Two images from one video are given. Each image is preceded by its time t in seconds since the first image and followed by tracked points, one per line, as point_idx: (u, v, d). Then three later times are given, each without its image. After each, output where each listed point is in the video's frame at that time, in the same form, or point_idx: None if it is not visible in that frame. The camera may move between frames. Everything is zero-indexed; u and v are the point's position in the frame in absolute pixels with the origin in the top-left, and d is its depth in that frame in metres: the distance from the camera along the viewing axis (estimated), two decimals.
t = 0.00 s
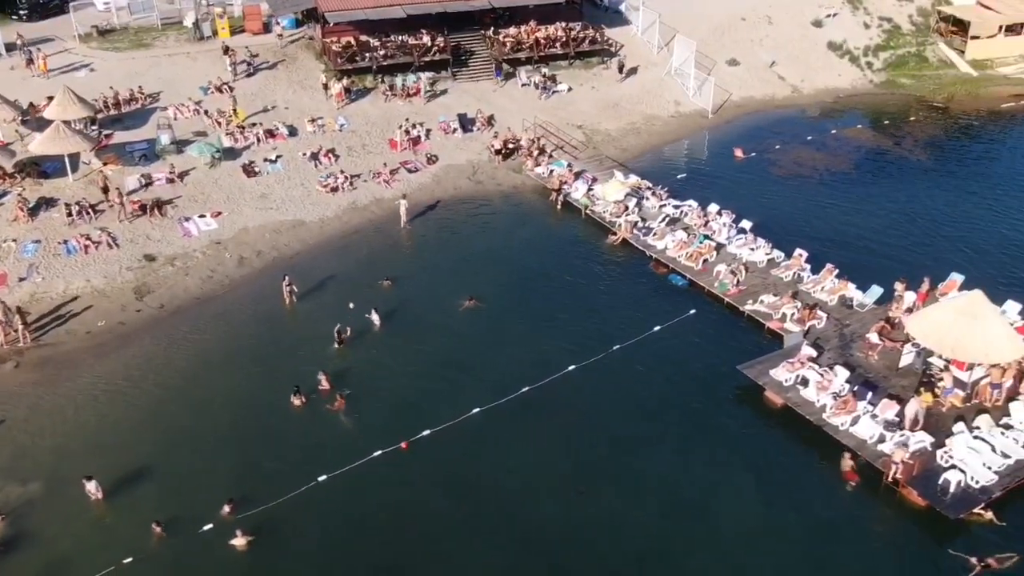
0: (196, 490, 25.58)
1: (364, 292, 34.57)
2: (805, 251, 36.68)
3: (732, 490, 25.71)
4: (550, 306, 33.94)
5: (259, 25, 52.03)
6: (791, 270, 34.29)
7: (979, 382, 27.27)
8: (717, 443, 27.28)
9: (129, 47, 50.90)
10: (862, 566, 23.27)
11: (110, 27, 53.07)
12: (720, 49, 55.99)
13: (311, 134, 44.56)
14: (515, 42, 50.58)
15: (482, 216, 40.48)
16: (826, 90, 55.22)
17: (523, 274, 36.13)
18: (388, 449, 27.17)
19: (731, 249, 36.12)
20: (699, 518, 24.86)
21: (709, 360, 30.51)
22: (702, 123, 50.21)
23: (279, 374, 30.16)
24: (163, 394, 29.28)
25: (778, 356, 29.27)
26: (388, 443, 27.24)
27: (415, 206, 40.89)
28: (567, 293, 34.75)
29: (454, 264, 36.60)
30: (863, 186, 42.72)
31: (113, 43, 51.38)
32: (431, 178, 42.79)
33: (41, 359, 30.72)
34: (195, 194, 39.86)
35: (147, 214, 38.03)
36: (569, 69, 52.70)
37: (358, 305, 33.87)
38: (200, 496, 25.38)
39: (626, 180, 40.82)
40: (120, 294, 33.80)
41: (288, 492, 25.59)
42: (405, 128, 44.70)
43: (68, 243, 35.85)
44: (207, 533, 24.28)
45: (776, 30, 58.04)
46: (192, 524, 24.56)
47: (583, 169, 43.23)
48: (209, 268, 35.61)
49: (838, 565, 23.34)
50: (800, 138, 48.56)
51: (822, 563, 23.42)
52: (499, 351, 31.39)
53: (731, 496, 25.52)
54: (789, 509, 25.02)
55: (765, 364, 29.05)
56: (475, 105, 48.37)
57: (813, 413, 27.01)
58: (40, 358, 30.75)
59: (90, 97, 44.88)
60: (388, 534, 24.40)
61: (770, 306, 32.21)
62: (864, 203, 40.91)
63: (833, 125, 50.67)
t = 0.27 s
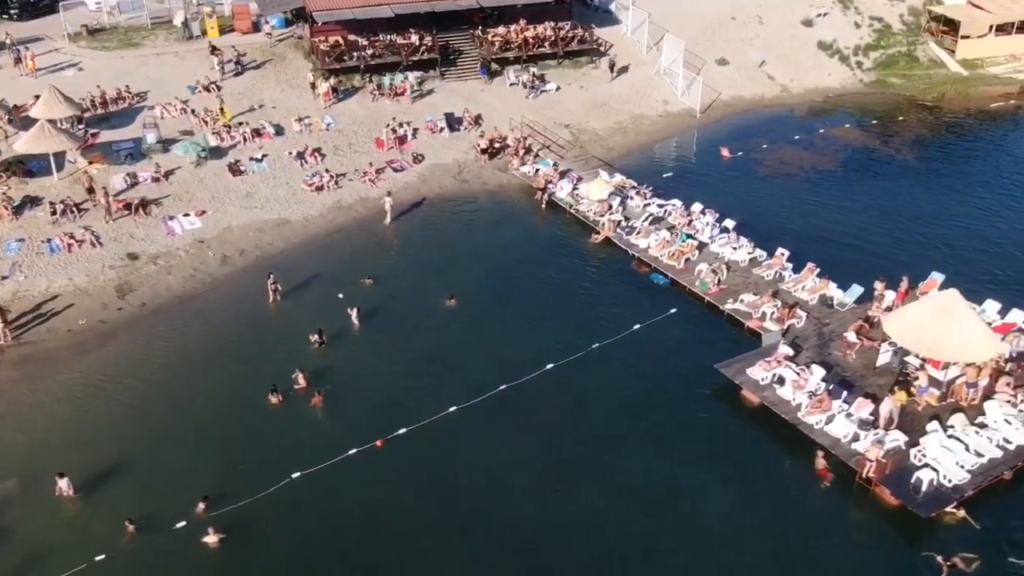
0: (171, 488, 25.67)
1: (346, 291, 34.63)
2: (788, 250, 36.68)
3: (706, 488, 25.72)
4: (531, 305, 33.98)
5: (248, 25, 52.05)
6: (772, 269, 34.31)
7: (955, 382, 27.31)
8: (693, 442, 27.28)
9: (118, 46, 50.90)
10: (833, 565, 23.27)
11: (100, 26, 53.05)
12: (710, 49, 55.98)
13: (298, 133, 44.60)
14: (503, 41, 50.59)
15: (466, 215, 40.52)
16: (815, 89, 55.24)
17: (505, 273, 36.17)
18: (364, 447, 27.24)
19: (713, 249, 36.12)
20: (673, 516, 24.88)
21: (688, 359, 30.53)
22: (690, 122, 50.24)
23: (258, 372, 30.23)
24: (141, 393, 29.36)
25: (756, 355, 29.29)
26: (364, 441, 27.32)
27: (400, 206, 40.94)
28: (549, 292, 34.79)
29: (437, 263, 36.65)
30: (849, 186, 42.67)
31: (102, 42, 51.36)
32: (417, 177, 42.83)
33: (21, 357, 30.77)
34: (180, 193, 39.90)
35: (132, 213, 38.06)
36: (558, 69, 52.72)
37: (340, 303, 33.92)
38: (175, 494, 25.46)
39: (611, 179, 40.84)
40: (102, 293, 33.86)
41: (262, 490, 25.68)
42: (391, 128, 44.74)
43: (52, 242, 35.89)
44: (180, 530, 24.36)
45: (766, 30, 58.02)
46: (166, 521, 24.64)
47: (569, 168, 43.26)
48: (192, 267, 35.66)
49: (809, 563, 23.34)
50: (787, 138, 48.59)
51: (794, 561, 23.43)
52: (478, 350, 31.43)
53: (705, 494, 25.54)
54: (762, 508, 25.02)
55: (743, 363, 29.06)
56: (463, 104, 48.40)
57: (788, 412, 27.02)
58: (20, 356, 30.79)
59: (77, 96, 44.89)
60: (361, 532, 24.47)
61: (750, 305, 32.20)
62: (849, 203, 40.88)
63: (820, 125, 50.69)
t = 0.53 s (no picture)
0: (140, 485, 25.76)
1: (324, 289, 34.69)
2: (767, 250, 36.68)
3: (676, 486, 25.74)
4: (508, 304, 34.02)
5: (235, 23, 52.11)
6: (750, 268, 34.28)
7: (926, 380, 27.33)
8: (664, 440, 27.33)
9: (105, 44, 50.93)
10: (798, 563, 23.30)
11: (87, 24, 53.07)
12: (698, 48, 55.99)
13: (282, 131, 44.64)
14: (490, 41, 50.64)
15: (448, 213, 40.57)
16: (802, 89, 55.31)
17: (484, 271, 36.21)
18: (334, 444, 27.31)
19: (693, 247, 36.12)
20: (641, 513, 24.91)
21: (662, 358, 30.56)
22: (675, 122, 50.30)
23: (233, 370, 30.33)
24: (115, 390, 29.46)
25: (729, 353, 29.30)
26: (335, 438, 27.38)
27: (382, 204, 41.01)
28: (527, 291, 34.83)
29: (417, 262, 36.70)
30: (832, 185, 42.63)
31: (89, 40, 51.39)
32: (400, 176, 42.91)
33: None
34: (163, 192, 39.97)
35: (113, 211, 38.14)
36: (545, 68, 52.75)
37: (318, 302, 33.97)
38: (143, 491, 25.56)
39: (592, 178, 40.85)
40: (80, 291, 33.95)
41: (231, 487, 25.77)
42: (375, 126, 44.80)
43: (32, 240, 35.95)
44: (148, 527, 24.46)
45: (754, 29, 58.03)
46: (134, 518, 24.74)
47: (552, 167, 43.31)
48: (171, 264, 35.73)
49: (775, 561, 23.37)
50: (772, 137, 48.64)
51: (760, 559, 23.45)
52: (453, 348, 31.49)
53: (673, 492, 25.58)
54: (729, 506, 25.06)
55: (716, 362, 29.08)
56: (448, 103, 48.43)
57: (759, 410, 27.02)
58: None
59: (62, 95, 44.95)
60: (329, 529, 24.54)
61: (726, 304, 32.19)
62: (831, 203, 40.85)
63: (806, 124, 50.72)
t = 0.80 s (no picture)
0: (115, 482, 25.85)
1: (306, 288, 34.75)
2: (750, 249, 36.70)
3: (649, 485, 25.78)
4: (489, 303, 34.07)
5: (224, 23, 52.15)
6: (732, 267, 34.28)
7: (902, 379, 27.33)
8: (639, 439, 27.35)
9: (94, 44, 50.97)
10: (768, 561, 23.33)
11: (77, 24, 53.12)
12: (687, 47, 55.97)
13: (269, 131, 44.67)
14: (478, 40, 50.68)
15: (433, 212, 40.63)
16: (791, 89, 55.38)
17: (466, 270, 36.27)
18: (310, 442, 27.41)
19: (675, 247, 36.13)
20: (614, 512, 24.96)
21: (641, 357, 30.59)
22: (663, 121, 50.34)
23: (212, 368, 30.41)
24: (94, 388, 29.55)
25: (707, 352, 29.32)
26: (310, 436, 27.45)
27: (367, 203, 41.08)
28: (508, 291, 34.87)
29: (400, 261, 36.77)
30: (817, 185, 42.68)
31: (78, 39, 51.44)
32: (386, 175, 42.99)
33: None
34: (148, 190, 40.03)
35: (98, 210, 38.20)
36: (533, 67, 52.77)
37: (299, 300, 34.01)
38: (118, 488, 25.64)
39: (577, 177, 40.86)
40: (63, 289, 34.01)
41: (205, 485, 25.83)
42: (361, 126, 44.85)
43: (15, 238, 36.01)
44: (122, 524, 24.54)
45: (744, 29, 58.02)
46: (107, 515, 24.82)
47: (538, 167, 43.34)
48: (154, 263, 35.80)
49: (745, 559, 23.39)
50: (759, 137, 48.68)
51: (731, 557, 23.48)
52: (432, 347, 31.55)
53: (646, 491, 25.60)
54: (702, 504, 25.09)
55: (693, 361, 29.09)
56: (436, 102, 48.47)
57: (734, 409, 27.04)
58: None
59: (49, 94, 44.99)
60: (301, 527, 24.59)
61: (706, 303, 32.18)
62: (816, 203, 40.86)
63: (794, 123, 50.75)
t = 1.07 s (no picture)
0: (87, 480, 26.11)
1: (286, 287, 34.87)
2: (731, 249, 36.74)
3: (618, 483, 25.84)
4: (468, 302, 34.12)
5: (213, 22, 52.24)
6: (711, 266, 34.24)
7: (875, 379, 27.30)
8: (611, 438, 27.39)
9: (82, 43, 51.04)
10: (733, 558, 23.37)
11: (66, 23, 53.22)
12: (676, 47, 55.95)
13: (255, 129, 44.73)
14: (466, 39, 50.71)
15: (416, 211, 40.68)
16: (780, 88, 55.39)
17: (447, 269, 36.33)
18: (282, 439, 27.76)
19: (656, 246, 36.12)
20: (582, 510, 25.02)
21: (616, 356, 30.62)
22: (651, 121, 50.34)
23: (189, 367, 30.66)
24: (71, 387, 29.79)
25: (682, 351, 29.35)
26: (282, 434, 27.79)
27: (350, 202, 41.14)
28: (487, 290, 34.92)
29: (380, 260, 36.83)
30: (802, 184, 42.67)
31: (67, 38, 51.53)
32: (371, 174, 43.07)
33: None
34: (132, 189, 40.11)
35: (81, 209, 38.28)
36: (521, 66, 52.77)
37: (278, 299, 34.11)
38: (90, 486, 25.93)
39: (560, 176, 40.88)
40: (43, 287, 34.12)
41: (175, 483, 26.12)
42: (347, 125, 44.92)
43: None
44: (91, 521, 24.79)
45: (734, 28, 57.97)
46: (78, 513, 25.08)
47: (522, 166, 43.36)
48: (136, 262, 35.89)
49: (710, 556, 23.44)
50: (746, 136, 48.66)
51: (697, 555, 23.51)
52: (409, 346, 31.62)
53: (616, 489, 25.64)
54: (671, 502, 25.12)
55: (667, 360, 29.12)
56: (423, 101, 48.51)
57: (706, 408, 27.06)
58: None
59: (36, 94, 45.10)
60: (267, 524, 24.76)
61: (684, 302, 32.16)
62: (800, 202, 40.85)
63: (782, 123, 50.72)
